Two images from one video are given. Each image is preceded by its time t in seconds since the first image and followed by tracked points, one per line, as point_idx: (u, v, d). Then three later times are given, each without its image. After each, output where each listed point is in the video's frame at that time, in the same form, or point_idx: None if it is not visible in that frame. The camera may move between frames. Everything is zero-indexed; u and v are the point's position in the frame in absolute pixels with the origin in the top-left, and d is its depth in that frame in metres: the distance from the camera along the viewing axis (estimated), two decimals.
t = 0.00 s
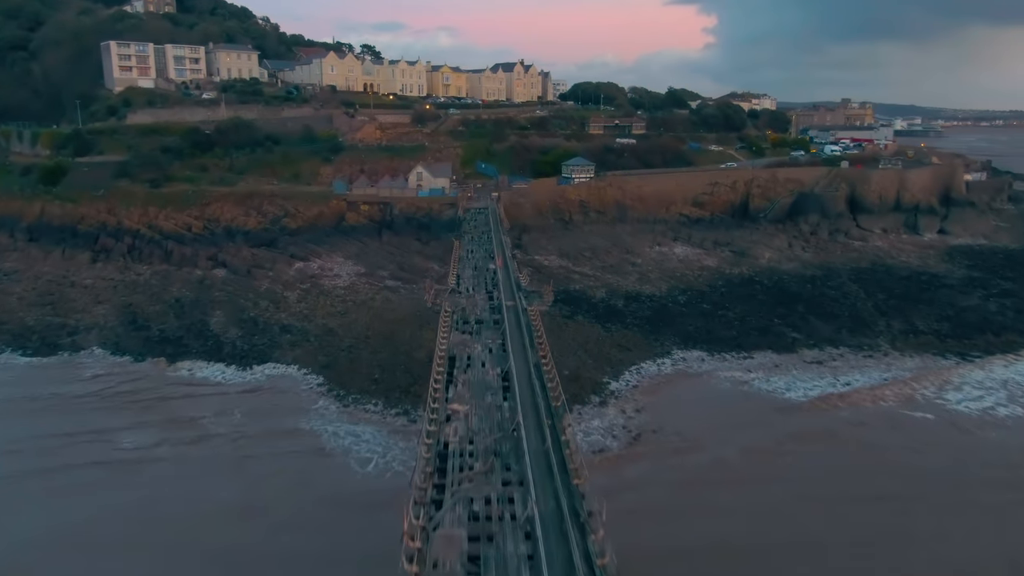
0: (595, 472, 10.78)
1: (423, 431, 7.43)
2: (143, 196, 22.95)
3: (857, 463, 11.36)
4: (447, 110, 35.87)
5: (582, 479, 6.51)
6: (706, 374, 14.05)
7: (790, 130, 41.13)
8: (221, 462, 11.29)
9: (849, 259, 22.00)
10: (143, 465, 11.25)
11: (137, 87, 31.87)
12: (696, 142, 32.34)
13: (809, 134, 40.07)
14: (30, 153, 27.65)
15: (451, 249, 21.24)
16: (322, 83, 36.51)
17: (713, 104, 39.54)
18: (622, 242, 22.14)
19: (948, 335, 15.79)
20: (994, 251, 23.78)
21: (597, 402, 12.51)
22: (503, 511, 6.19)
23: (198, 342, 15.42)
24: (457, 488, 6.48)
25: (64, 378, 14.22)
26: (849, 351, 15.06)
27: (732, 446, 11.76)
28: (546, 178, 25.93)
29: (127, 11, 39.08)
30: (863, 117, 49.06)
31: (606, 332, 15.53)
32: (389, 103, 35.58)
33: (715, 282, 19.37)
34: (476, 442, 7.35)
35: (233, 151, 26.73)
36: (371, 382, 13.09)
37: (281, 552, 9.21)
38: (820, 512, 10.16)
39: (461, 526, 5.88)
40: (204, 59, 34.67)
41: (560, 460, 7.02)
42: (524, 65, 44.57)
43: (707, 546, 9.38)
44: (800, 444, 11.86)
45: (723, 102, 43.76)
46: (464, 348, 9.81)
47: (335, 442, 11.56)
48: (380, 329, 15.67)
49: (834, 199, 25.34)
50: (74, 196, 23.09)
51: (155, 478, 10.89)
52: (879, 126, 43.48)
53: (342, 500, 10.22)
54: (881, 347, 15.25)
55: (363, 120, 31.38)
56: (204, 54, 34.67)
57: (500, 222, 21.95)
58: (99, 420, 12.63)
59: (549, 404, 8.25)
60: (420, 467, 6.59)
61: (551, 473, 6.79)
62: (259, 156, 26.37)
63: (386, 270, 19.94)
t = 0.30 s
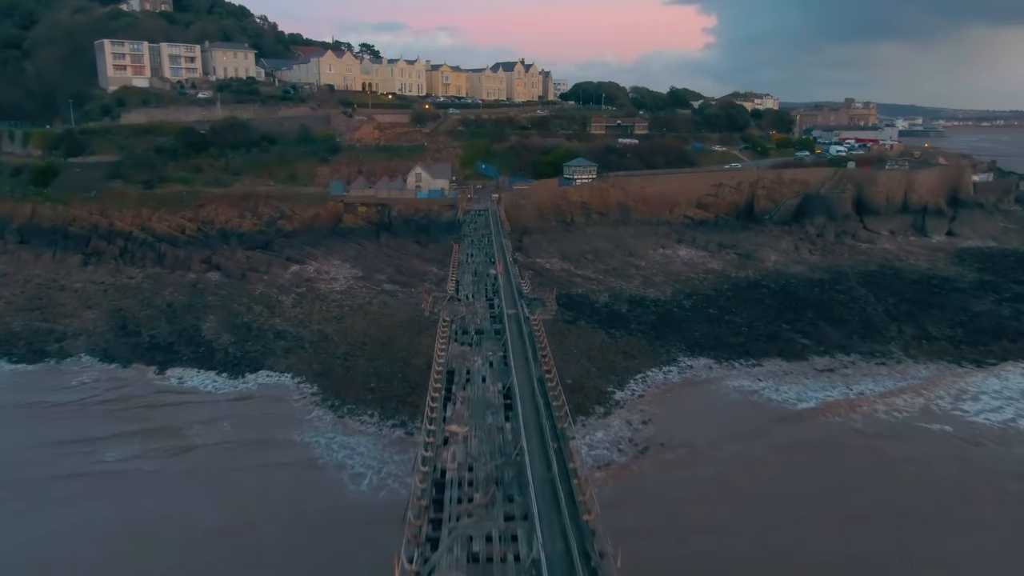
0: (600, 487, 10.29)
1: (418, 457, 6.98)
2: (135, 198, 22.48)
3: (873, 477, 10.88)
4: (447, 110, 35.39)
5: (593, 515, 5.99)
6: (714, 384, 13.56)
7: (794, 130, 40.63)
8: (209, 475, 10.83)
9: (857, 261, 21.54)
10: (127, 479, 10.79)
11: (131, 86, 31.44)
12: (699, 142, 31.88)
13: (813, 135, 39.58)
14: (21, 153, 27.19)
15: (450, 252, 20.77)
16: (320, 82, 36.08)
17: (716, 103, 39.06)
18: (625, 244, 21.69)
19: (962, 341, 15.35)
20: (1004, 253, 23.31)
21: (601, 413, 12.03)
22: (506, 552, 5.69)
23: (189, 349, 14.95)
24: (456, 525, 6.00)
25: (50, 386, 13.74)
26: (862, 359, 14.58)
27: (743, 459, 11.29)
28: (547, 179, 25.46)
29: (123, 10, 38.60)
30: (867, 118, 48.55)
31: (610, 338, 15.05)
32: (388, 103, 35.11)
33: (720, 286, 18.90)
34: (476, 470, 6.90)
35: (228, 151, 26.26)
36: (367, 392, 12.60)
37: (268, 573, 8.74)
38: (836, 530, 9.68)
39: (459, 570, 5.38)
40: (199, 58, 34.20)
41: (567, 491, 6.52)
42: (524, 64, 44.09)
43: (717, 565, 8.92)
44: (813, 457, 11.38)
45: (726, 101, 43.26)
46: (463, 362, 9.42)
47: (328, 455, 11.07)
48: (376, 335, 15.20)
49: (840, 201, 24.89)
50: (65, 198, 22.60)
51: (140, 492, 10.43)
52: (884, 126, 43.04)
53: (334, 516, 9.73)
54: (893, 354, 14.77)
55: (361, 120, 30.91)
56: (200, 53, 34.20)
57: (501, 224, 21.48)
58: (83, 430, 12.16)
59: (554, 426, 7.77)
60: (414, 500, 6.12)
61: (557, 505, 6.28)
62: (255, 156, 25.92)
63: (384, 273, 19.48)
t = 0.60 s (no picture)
0: (605, 504, 9.80)
1: (412, 487, 6.52)
2: (128, 199, 22.00)
3: (890, 492, 10.41)
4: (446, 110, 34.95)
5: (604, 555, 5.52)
6: (722, 393, 13.10)
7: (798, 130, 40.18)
8: (196, 489, 10.37)
9: (865, 264, 21.10)
10: (109, 493, 10.32)
11: (125, 85, 30.99)
12: (702, 142, 31.44)
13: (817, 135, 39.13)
14: (13, 153, 26.71)
15: (449, 255, 20.32)
16: (317, 82, 35.65)
17: (719, 103, 38.61)
18: (628, 246, 21.24)
19: (976, 348, 14.91)
20: (1014, 256, 22.87)
21: (606, 424, 11.57)
22: None
23: (179, 356, 14.48)
24: (454, 567, 5.54)
25: (34, 394, 13.26)
26: (874, 366, 14.13)
27: (753, 472, 10.83)
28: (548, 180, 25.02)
29: (118, 8, 38.12)
30: (870, 118, 48.14)
31: (614, 345, 14.60)
32: (386, 102, 34.67)
33: (726, 290, 18.45)
34: (475, 502, 6.44)
35: (223, 151, 25.82)
36: (362, 402, 12.13)
37: None
38: (853, 549, 9.20)
39: None
40: (195, 56, 33.75)
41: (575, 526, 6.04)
42: (525, 63, 43.64)
43: None
44: (827, 471, 10.91)
45: (728, 101, 42.81)
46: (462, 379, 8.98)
47: (320, 469, 10.59)
48: (373, 342, 14.73)
49: (847, 202, 24.46)
50: (56, 198, 22.10)
51: (122, 508, 9.96)
52: (889, 126, 42.64)
53: (325, 535, 9.24)
54: (906, 361, 14.32)
55: (360, 120, 30.46)
56: (196, 51, 33.75)
57: (501, 226, 21.02)
58: (66, 441, 11.68)
59: (560, 450, 7.30)
60: (406, 540, 5.64)
61: (564, 543, 5.79)
62: (251, 157, 25.47)
63: (381, 276, 19.02)
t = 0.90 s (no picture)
0: (609, 520, 9.37)
1: (405, 523, 6.07)
2: (120, 200, 21.53)
3: (907, 507, 9.96)
4: (446, 109, 34.47)
5: None
6: (730, 403, 12.63)
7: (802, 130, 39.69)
8: (182, 504, 9.91)
9: (873, 267, 20.65)
10: (91, 508, 9.85)
11: (118, 84, 30.56)
12: (705, 142, 30.98)
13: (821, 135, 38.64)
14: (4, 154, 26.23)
15: (449, 258, 19.87)
16: (314, 81, 35.21)
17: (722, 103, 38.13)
18: (631, 249, 20.78)
19: (991, 355, 14.47)
20: None
21: (611, 436, 11.12)
22: None
23: (169, 363, 14.01)
24: None
25: (18, 404, 12.79)
26: (887, 374, 13.67)
27: (764, 487, 10.36)
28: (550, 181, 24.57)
29: (113, 7, 37.66)
30: (874, 118, 47.68)
31: (618, 352, 14.13)
32: (385, 102, 34.20)
33: (732, 294, 17.99)
34: (474, 537, 5.99)
35: (218, 152, 25.37)
36: (357, 412, 11.67)
37: None
38: (874, 570, 8.71)
39: None
40: (190, 55, 33.32)
41: (584, 567, 5.60)
42: (525, 63, 43.17)
43: None
44: (842, 484, 10.44)
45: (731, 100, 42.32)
46: (462, 397, 8.57)
47: (312, 486, 10.13)
48: (369, 348, 14.27)
49: (854, 204, 24.01)
50: (47, 200, 21.62)
51: (104, 525, 9.49)
52: (894, 126, 42.17)
53: (315, 557, 8.78)
54: (920, 369, 13.87)
55: (357, 120, 30.00)
56: (191, 50, 33.30)
57: (501, 228, 20.57)
58: (48, 452, 11.21)
59: (567, 479, 6.84)
60: None
61: None
62: (246, 157, 25.01)
63: (378, 280, 18.56)
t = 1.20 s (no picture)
0: (614, 540, 8.91)
1: (396, 565, 5.59)
2: (112, 202, 21.06)
3: (926, 524, 9.51)
4: (445, 109, 34.01)
5: None
6: (740, 414, 12.16)
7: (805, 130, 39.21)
8: (167, 521, 9.44)
9: (882, 270, 20.19)
10: (70, 526, 9.37)
11: (112, 83, 30.14)
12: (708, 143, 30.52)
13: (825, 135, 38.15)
14: None
15: (447, 261, 19.42)
16: (311, 80, 34.76)
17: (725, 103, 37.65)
18: (634, 251, 20.33)
19: (1006, 362, 14.02)
20: None
21: (616, 449, 10.67)
22: None
23: (158, 371, 13.55)
24: None
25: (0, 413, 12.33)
26: (900, 383, 13.22)
27: (776, 504, 9.90)
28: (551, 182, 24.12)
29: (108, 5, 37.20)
30: (878, 118, 47.20)
31: (622, 359, 13.67)
32: (383, 101, 33.74)
33: (738, 298, 17.53)
34: None
35: (212, 152, 24.92)
36: (351, 424, 11.20)
37: None
38: None
39: None
40: (185, 54, 32.89)
41: None
42: (525, 62, 42.71)
43: None
44: (858, 501, 9.96)
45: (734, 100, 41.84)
46: (461, 417, 8.14)
47: (303, 504, 9.66)
48: (365, 355, 13.80)
49: (860, 206, 23.56)
50: (37, 201, 21.13)
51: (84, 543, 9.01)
52: (898, 126, 41.68)
53: None
54: (933, 377, 13.42)
55: (355, 119, 29.53)
56: (186, 49, 32.87)
57: (502, 231, 20.13)
58: (28, 465, 10.73)
59: (574, 513, 6.40)
60: None
61: None
62: (241, 158, 24.56)
63: (375, 284, 18.11)
